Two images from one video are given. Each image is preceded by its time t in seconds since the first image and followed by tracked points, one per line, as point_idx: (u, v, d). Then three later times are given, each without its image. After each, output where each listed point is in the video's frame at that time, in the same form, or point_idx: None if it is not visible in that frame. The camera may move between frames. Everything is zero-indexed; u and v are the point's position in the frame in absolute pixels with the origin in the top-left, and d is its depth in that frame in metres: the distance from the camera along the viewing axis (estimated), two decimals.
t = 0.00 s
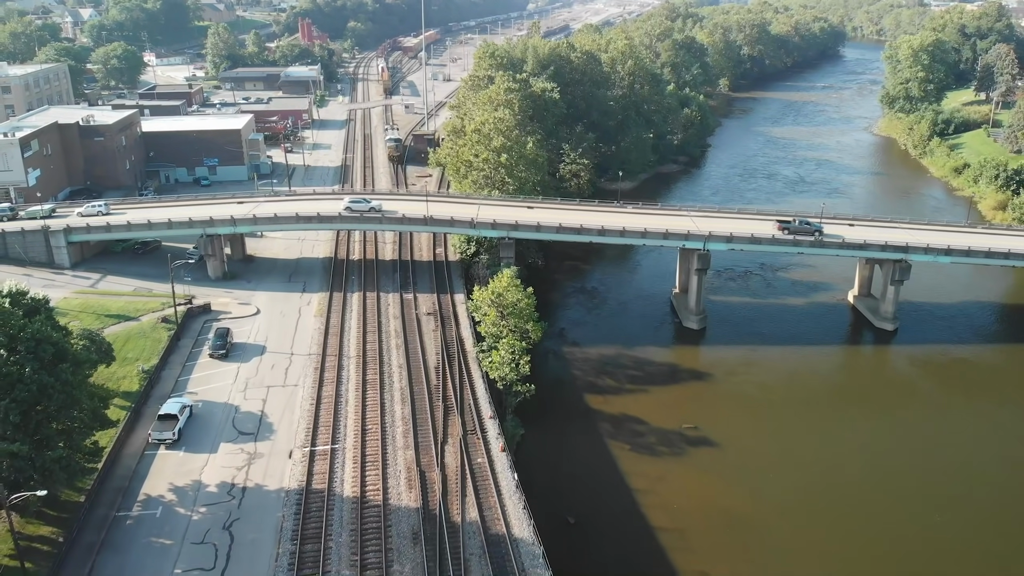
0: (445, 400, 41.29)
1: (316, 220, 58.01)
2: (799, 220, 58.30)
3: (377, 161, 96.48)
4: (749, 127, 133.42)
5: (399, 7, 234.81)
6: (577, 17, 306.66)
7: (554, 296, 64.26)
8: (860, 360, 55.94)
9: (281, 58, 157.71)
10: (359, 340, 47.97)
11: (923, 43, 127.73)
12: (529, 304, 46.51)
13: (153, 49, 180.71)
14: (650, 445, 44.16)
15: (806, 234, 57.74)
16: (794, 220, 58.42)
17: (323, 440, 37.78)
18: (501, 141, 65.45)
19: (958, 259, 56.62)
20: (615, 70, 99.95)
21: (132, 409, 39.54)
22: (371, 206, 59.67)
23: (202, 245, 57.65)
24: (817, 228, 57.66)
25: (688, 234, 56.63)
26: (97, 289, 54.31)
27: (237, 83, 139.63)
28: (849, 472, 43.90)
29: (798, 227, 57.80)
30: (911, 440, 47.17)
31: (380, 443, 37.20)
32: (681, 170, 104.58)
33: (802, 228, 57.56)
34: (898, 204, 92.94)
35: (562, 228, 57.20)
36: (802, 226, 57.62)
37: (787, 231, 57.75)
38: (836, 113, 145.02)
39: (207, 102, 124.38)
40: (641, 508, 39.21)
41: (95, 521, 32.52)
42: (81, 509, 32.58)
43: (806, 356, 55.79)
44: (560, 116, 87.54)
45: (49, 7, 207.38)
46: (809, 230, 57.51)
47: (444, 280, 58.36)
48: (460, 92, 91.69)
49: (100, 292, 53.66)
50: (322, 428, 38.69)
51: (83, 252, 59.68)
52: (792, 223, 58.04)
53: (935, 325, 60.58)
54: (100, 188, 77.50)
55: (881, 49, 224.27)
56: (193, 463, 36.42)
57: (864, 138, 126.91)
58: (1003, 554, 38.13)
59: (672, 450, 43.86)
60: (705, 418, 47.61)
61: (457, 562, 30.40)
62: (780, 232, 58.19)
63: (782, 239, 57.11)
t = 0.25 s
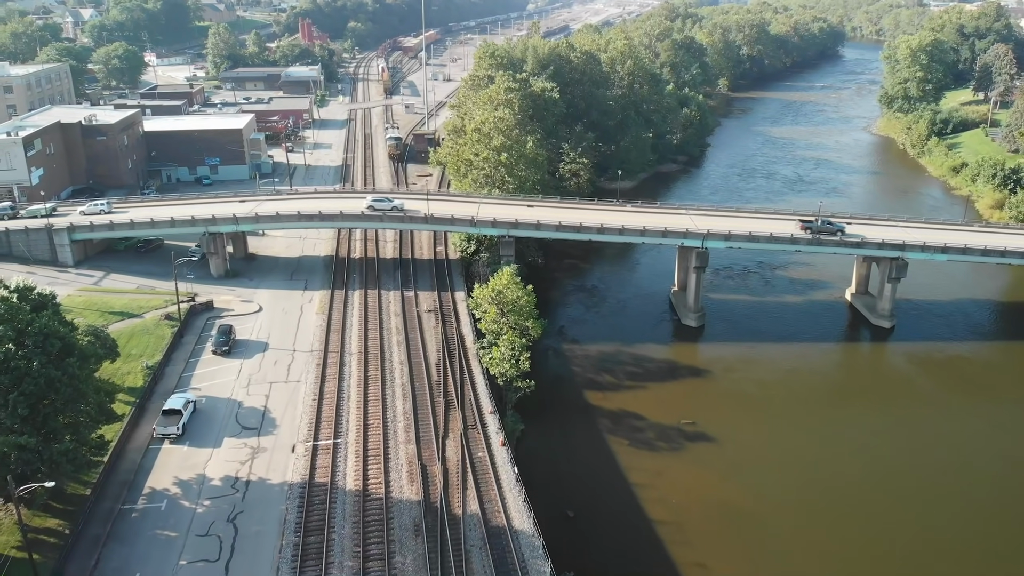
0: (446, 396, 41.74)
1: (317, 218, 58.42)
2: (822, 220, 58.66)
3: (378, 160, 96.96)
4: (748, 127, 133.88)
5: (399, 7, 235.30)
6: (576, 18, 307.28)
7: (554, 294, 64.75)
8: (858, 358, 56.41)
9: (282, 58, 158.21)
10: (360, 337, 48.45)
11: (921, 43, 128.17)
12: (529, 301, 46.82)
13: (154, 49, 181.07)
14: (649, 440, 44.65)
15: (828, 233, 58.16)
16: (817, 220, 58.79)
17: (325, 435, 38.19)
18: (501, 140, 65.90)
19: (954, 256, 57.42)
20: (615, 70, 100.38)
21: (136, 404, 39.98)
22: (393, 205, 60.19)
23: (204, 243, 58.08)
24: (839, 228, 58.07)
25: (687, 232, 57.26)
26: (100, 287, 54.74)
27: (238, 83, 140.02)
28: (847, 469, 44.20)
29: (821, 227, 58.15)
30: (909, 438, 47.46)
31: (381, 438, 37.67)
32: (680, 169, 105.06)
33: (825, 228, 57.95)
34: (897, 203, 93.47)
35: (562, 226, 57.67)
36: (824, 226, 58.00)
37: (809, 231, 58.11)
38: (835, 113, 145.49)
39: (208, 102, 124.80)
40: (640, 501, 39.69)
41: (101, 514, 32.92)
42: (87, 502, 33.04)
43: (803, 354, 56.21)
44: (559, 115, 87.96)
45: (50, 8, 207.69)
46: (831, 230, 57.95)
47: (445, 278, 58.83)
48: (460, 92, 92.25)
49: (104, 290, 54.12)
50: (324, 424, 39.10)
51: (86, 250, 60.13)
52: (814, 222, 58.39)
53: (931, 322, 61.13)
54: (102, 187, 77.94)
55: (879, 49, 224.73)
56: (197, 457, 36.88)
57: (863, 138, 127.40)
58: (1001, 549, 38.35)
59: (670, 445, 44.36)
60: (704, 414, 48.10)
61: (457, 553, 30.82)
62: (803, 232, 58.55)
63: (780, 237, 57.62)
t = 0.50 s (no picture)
0: (447, 393, 42.12)
1: (319, 217, 58.81)
2: (840, 220, 58.94)
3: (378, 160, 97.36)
4: (748, 126, 134.25)
5: (399, 7, 235.72)
6: (576, 18, 307.81)
7: (554, 292, 65.13)
8: (855, 355, 56.81)
9: (282, 58, 158.63)
10: (361, 335, 48.85)
11: (920, 43, 128.50)
12: (529, 300, 47.10)
13: (154, 49, 181.51)
14: (648, 437, 45.07)
15: (846, 233, 58.43)
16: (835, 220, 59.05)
17: (327, 431, 38.60)
18: (501, 139, 66.25)
19: (952, 255, 57.90)
20: (614, 70, 100.70)
21: (140, 400, 40.32)
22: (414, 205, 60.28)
23: (206, 242, 58.45)
24: (857, 228, 58.32)
25: (685, 231, 57.66)
26: (103, 285, 55.10)
27: (238, 83, 140.40)
28: (847, 467, 44.38)
29: (839, 227, 58.42)
30: (908, 436, 47.70)
31: (383, 434, 38.05)
32: (680, 169, 105.46)
33: (844, 227, 58.20)
34: (896, 203, 93.83)
35: (562, 225, 58.04)
36: (843, 226, 58.25)
37: (828, 231, 58.38)
38: (834, 113, 145.86)
39: (208, 102, 125.17)
40: (639, 497, 40.07)
41: (105, 508, 33.25)
42: (92, 496, 33.40)
43: (801, 351, 56.58)
44: (559, 115, 88.31)
45: (51, 8, 208.10)
46: (849, 229, 58.22)
47: (445, 276, 59.22)
48: (460, 92, 92.64)
49: (107, 288, 54.50)
50: (325, 420, 39.49)
51: (89, 249, 60.52)
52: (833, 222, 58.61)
53: (928, 320, 61.55)
54: (104, 186, 78.32)
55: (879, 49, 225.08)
56: (200, 452, 37.23)
57: (862, 138, 127.71)
58: (999, 546, 38.58)
59: (669, 441, 44.76)
60: (701, 410, 48.55)
61: (458, 547, 31.21)
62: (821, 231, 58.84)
63: (779, 235, 58.00)
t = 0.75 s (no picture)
0: (447, 390, 42.52)
1: (320, 216, 59.22)
2: (862, 220, 59.65)
3: (378, 159, 97.86)
4: (747, 126, 134.59)
5: (399, 7, 236.14)
6: (575, 18, 308.35)
7: (553, 290, 65.53)
8: (853, 353, 57.22)
9: (282, 58, 159.00)
10: (362, 332, 49.22)
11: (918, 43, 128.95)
12: (529, 298, 47.43)
13: (155, 49, 181.83)
14: (646, 433, 45.49)
15: (868, 233, 59.08)
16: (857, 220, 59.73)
17: (329, 426, 38.99)
18: (502, 139, 66.63)
19: (948, 254, 58.36)
20: (614, 69, 101.06)
21: (143, 397, 40.68)
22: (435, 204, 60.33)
23: (208, 240, 58.85)
24: (879, 228, 58.99)
25: (684, 230, 58.09)
26: (105, 283, 55.46)
27: (239, 83, 140.72)
28: (846, 465, 44.54)
29: (862, 227, 59.11)
30: (904, 433, 48.07)
31: (384, 430, 38.43)
32: (679, 169, 105.81)
33: (866, 227, 58.90)
34: (894, 202, 94.21)
35: (561, 223, 58.45)
36: (865, 226, 58.95)
37: (850, 230, 59.07)
38: (833, 113, 146.28)
39: (209, 102, 125.50)
40: (637, 492, 40.47)
41: (110, 502, 33.62)
42: (97, 490, 33.76)
43: (799, 349, 56.98)
44: (559, 114, 88.66)
45: (52, 8, 208.39)
46: (871, 229, 58.86)
47: (445, 275, 59.62)
48: (461, 92, 92.97)
49: (110, 286, 54.88)
50: (327, 416, 39.89)
51: (92, 247, 60.89)
52: (855, 222, 59.34)
53: (925, 318, 62.02)
54: (106, 185, 78.66)
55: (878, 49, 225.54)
56: (203, 447, 37.62)
57: (861, 137, 128.09)
58: (998, 542, 38.86)
59: (668, 437, 45.19)
60: (699, 407, 48.96)
61: (459, 539, 31.61)
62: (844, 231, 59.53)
63: (777, 234, 58.41)
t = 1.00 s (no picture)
0: (448, 387, 42.86)
1: (321, 215, 59.55)
2: (883, 220, 59.90)
3: (379, 158, 98.40)
4: (746, 126, 134.87)
5: (399, 7, 236.52)
6: (575, 18, 308.87)
7: (553, 289, 65.84)
8: (851, 351, 57.56)
9: (283, 58, 159.30)
10: (363, 330, 49.53)
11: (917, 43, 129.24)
12: (528, 296, 47.76)
13: (155, 49, 182.13)
14: (645, 430, 45.84)
15: (888, 234, 59.29)
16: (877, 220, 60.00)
17: (330, 423, 39.33)
18: (501, 138, 66.94)
19: (946, 251, 58.78)
20: (613, 69, 101.34)
21: (146, 394, 41.00)
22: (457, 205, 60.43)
23: (209, 239, 59.16)
24: (900, 229, 59.19)
25: (683, 228, 58.41)
26: (107, 282, 55.76)
27: (239, 83, 140.97)
28: (843, 462, 44.89)
29: (881, 228, 59.33)
30: (902, 430, 48.36)
31: (385, 426, 38.78)
32: (679, 168, 106.09)
33: (886, 228, 59.11)
34: (893, 202, 94.50)
35: (561, 222, 58.79)
36: (885, 227, 59.18)
37: (870, 231, 59.31)
38: (832, 112, 146.61)
39: (210, 102, 125.78)
40: (636, 487, 40.86)
41: (113, 498, 33.92)
42: (100, 486, 34.08)
43: (797, 347, 57.31)
44: (559, 114, 88.94)
45: (53, 9, 208.73)
46: (891, 230, 59.07)
47: (445, 273, 59.93)
48: (461, 91, 93.22)
49: (112, 284, 55.19)
50: (328, 413, 40.22)
51: (94, 246, 61.19)
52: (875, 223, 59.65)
53: (922, 316, 62.37)
54: (107, 185, 78.95)
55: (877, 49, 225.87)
56: (206, 444, 37.94)
57: (860, 137, 128.37)
58: (1001, 541, 38.98)
59: (666, 434, 45.54)
60: (698, 404, 49.28)
61: (459, 534, 31.94)
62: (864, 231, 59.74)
63: (775, 232, 58.76)
